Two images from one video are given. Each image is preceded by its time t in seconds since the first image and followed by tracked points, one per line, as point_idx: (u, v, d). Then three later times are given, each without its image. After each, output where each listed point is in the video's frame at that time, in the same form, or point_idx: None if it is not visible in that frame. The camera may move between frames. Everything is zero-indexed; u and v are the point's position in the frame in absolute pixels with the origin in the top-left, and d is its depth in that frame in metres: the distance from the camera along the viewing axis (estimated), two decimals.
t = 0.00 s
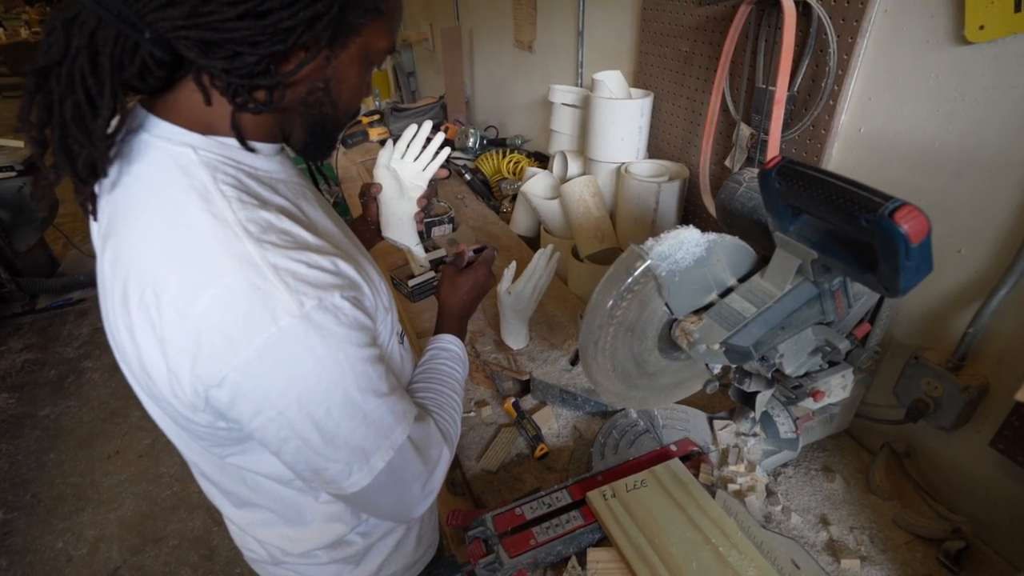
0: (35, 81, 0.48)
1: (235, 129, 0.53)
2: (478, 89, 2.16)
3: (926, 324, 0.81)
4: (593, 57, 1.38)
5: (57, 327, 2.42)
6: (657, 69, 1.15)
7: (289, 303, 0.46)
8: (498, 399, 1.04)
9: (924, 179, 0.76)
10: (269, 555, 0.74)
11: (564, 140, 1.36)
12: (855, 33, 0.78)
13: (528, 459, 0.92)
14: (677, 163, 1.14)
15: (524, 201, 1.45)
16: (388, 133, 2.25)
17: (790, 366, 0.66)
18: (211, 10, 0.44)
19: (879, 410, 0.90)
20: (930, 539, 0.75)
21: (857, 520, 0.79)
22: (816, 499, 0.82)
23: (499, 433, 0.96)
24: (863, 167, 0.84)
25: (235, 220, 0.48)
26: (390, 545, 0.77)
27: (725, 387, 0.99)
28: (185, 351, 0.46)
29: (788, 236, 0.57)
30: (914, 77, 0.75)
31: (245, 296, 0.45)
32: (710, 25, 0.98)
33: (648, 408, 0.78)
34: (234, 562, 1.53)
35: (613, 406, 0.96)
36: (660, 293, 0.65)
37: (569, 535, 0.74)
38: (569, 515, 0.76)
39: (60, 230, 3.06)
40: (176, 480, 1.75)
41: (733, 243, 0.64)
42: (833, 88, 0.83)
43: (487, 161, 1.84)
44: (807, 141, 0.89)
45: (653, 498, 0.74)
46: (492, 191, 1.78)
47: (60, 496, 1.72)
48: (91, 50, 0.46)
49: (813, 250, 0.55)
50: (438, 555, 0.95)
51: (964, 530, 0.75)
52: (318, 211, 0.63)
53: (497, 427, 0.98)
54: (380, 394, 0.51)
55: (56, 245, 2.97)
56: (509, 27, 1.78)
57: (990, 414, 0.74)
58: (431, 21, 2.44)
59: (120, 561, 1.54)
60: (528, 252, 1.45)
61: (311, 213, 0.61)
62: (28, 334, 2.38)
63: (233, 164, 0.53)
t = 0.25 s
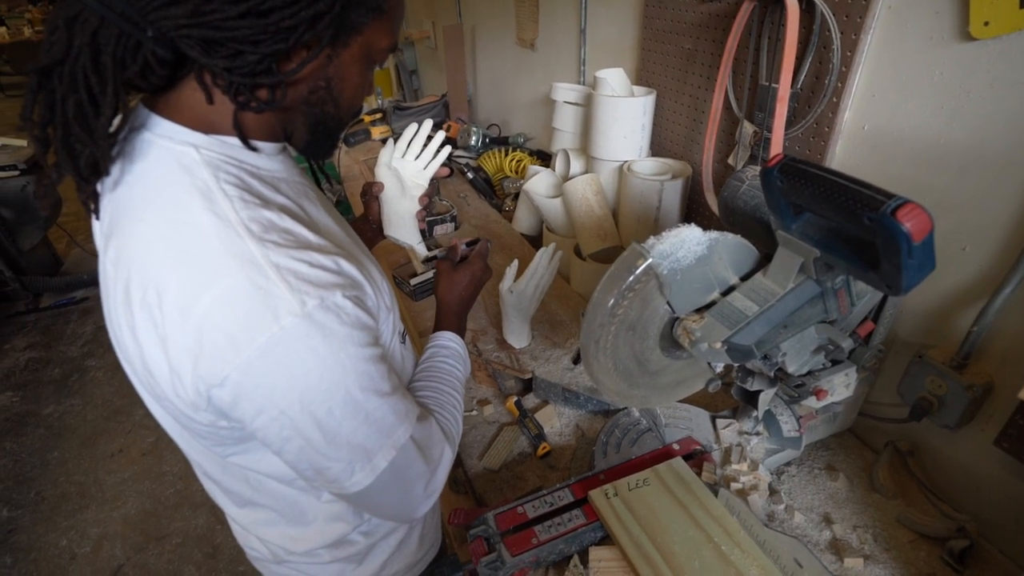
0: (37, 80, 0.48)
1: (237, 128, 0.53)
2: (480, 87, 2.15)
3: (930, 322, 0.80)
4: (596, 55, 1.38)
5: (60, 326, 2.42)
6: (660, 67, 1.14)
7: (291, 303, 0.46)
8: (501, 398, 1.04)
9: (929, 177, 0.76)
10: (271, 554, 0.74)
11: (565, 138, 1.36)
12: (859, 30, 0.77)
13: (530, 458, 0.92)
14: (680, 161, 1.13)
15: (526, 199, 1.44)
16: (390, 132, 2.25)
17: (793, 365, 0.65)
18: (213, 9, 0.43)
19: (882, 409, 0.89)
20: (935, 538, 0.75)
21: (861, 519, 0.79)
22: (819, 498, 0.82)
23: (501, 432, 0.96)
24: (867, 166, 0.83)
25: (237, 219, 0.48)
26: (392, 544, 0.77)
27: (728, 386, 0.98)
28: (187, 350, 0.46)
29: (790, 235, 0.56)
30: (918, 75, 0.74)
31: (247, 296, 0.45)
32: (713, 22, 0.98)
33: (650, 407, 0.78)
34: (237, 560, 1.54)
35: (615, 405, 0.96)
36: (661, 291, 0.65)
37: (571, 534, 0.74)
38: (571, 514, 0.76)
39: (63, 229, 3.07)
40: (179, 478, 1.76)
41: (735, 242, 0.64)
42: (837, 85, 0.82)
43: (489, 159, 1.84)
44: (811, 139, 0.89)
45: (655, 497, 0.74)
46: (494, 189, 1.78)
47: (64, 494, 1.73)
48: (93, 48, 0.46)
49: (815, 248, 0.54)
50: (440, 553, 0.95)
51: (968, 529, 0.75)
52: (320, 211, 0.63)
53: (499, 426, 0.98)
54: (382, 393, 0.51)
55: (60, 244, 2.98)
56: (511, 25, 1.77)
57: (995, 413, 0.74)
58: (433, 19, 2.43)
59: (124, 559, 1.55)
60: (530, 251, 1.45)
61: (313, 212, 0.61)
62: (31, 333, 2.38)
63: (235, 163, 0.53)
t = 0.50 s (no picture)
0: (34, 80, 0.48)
1: (235, 127, 0.53)
2: (482, 85, 2.15)
3: (934, 321, 0.80)
4: (598, 52, 1.37)
5: (64, 324, 2.43)
6: (663, 64, 1.14)
7: (291, 303, 0.46)
8: (503, 396, 1.04)
9: (932, 174, 0.75)
10: (273, 553, 0.74)
11: (568, 136, 1.36)
12: (863, 26, 0.77)
13: (533, 457, 0.92)
14: (683, 158, 1.13)
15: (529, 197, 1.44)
16: (392, 129, 2.25)
17: (796, 363, 0.65)
18: (209, 6, 0.43)
19: (886, 407, 0.89)
20: (939, 537, 0.75)
21: (864, 518, 0.78)
22: (822, 497, 0.82)
23: (503, 430, 0.96)
24: (871, 163, 0.83)
25: (236, 219, 0.48)
26: (394, 543, 0.77)
27: (731, 384, 0.98)
28: (186, 351, 0.46)
29: (793, 232, 0.56)
30: (922, 71, 0.74)
31: (246, 295, 0.45)
32: (716, 19, 0.97)
33: (653, 405, 0.78)
34: (241, 557, 1.55)
35: (618, 404, 0.96)
36: (664, 289, 0.65)
37: (573, 533, 0.74)
38: (574, 513, 0.76)
39: (68, 228, 3.08)
40: (183, 475, 1.76)
41: (738, 240, 0.64)
42: (840, 82, 0.82)
43: (492, 157, 1.83)
44: (814, 136, 0.88)
45: (658, 495, 0.74)
46: (496, 187, 1.78)
47: (69, 492, 1.74)
48: (88, 46, 0.46)
49: (818, 246, 0.54)
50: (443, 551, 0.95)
51: (972, 528, 0.74)
52: (320, 210, 0.63)
53: (501, 425, 0.98)
54: (383, 392, 0.51)
55: (64, 242, 2.99)
56: (512, 22, 1.77)
57: (999, 411, 0.74)
58: (436, 17, 2.43)
59: (129, 556, 1.56)
60: (533, 248, 1.45)
61: (312, 211, 0.61)
62: (36, 331, 2.39)
63: (233, 162, 0.53)
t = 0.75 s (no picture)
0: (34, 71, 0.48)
1: (236, 117, 0.53)
2: (484, 83, 2.15)
3: (939, 319, 0.79)
4: (600, 50, 1.37)
5: (67, 323, 2.44)
6: (665, 61, 1.13)
7: (291, 300, 0.45)
8: (505, 394, 1.04)
9: (937, 170, 0.75)
10: (274, 551, 0.74)
11: (570, 134, 1.35)
12: (867, 22, 0.76)
13: (534, 455, 0.91)
14: (685, 156, 1.13)
15: (531, 195, 1.44)
16: (393, 128, 2.25)
17: (800, 361, 0.65)
18: None
19: (889, 406, 0.88)
20: (942, 536, 0.74)
21: (867, 517, 0.78)
22: (826, 496, 0.81)
23: (505, 428, 0.96)
24: (875, 159, 0.82)
25: (239, 214, 0.48)
26: (395, 543, 0.77)
27: (734, 382, 0.98)
28: (184, 345, 0.46)
29: (798, 229, 0.56)
30: (926, 66, 0.73)
31: (247, 291, 0.45)
32: (718, 15, 0.97)
33: (655, 403, 0.78)
34: (244, 555, 1.55)
35: (620, 402, 0.96)
36: (667, 286, 0.64)
37: (575, 531, 0.73)
38: (576, 511, 0.76)
39: (70, 227, 3.09)
40: (186, 473, 1.77)
41: (743, 236, 0.63)
42: (844, 78, 0.81)
43: (493, 155, 1.83)
44: (818, 133, 0.88)
45: (660, 494, 0.74)
46: (498, 185, 1.77)
47: (72, 489, 1.74)
48: (86, 36, 0.46)
49: (823, 243, 0.54)
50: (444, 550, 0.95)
51: (975, 527, 0.74)
52: (322, 206, 0.63)
53: (503, 423, 0.98)
54: (379, 399, 0.51)
55: (66, 241, 2.99)
56: (514, 20, 1.76)
57: (1003, 411, 0.73)
58: (437, 15, 2.43)
59: (131, 554, 1.56)
60: (534, 247, 1.45)
61: (314, 205, 0.61)
62: (38, 330, 2.40)
63: (237, 156, 0.53)
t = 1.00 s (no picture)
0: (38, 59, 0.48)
1: (240, 103, 0.53)
2: (485, 81, 2.14)
3: (943, 317, 0.79)
4: (602, 47, 1.36)
5: (70, 320, 2.44)
6: (667, 58, 1.13)
7: (287, 285, 0.45)
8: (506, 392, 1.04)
9: (944, 169, 0.74)
10: (273, 551, 0.75)
11: (572, 131, 1.35)
12: (871, 17, 0.76)
13: (536, 453, 0.91)
14: (688, 154, 1.12)
15: (533, 193, 1.44)
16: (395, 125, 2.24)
17: (804, 360, 0.64)
18: None
19: (892, 403, 0.88)
20: (945, 534, 0.74)
21: (870, 515, 0.78)
22: (828, 494, 0.81)
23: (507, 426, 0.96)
24: (880, 156, 0.82)
25: (239, 198, 0.48)
26: (394, 542, 0.78)
27: (736, 380, 0.98)
28: (177, 329, 0.46)
29: (803, 225, 0.55)
30: (932, 61, 0.73)
31: (244, 273, 0.45)
32: (721, 12, 0.96)
33: (657, 401, 0.78)
34: (246, 552, 1.55)
35: (622, 400, 0.96)
36: (670, 283, 0.64)
37: (578, 529, 0.73)
38: (578, 509, 0.76)
39: (72, 225, 3.09)
40: (188, 470, 1.77)
41: (747, 233, 0.63)
42: (848, 75, 0.81)
43: (495, 153, 1.83)
44: (821, 130, 0.87)
45: (662, 492, 0.74)
46: (500, 183, 1.77)
47: (75, 486, 1.75)
48: (89, 24, 0.45)
49: (830, 239, 0.53)
50: (446, 548, 0.95)
51: (979, 525, 0.74)
52: (323, 199, 0.63)
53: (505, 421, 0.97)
54: (372, 394, 0.51)
55: (69, 239, 3.00)
56: (515, 17, 1.76)
57: (1007, 409, 0.73)
58: (438, 12, 2.42)
59: (134, 550, 1.56)
60: (536, 244, 1.45)
61: (314, 193, 0.62)
62: (41, 327, 2.40)
63: (238, 143, 0.54)
